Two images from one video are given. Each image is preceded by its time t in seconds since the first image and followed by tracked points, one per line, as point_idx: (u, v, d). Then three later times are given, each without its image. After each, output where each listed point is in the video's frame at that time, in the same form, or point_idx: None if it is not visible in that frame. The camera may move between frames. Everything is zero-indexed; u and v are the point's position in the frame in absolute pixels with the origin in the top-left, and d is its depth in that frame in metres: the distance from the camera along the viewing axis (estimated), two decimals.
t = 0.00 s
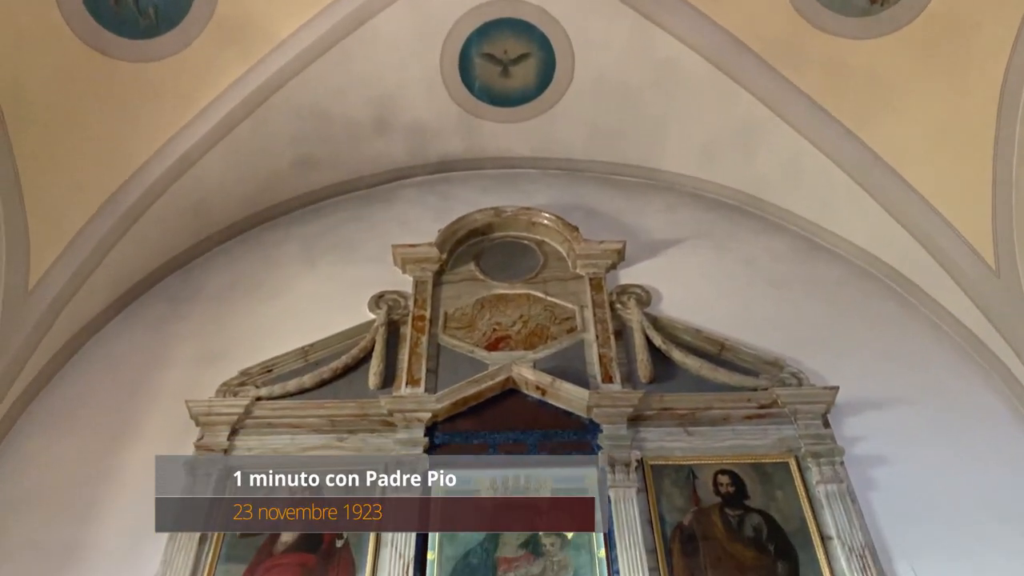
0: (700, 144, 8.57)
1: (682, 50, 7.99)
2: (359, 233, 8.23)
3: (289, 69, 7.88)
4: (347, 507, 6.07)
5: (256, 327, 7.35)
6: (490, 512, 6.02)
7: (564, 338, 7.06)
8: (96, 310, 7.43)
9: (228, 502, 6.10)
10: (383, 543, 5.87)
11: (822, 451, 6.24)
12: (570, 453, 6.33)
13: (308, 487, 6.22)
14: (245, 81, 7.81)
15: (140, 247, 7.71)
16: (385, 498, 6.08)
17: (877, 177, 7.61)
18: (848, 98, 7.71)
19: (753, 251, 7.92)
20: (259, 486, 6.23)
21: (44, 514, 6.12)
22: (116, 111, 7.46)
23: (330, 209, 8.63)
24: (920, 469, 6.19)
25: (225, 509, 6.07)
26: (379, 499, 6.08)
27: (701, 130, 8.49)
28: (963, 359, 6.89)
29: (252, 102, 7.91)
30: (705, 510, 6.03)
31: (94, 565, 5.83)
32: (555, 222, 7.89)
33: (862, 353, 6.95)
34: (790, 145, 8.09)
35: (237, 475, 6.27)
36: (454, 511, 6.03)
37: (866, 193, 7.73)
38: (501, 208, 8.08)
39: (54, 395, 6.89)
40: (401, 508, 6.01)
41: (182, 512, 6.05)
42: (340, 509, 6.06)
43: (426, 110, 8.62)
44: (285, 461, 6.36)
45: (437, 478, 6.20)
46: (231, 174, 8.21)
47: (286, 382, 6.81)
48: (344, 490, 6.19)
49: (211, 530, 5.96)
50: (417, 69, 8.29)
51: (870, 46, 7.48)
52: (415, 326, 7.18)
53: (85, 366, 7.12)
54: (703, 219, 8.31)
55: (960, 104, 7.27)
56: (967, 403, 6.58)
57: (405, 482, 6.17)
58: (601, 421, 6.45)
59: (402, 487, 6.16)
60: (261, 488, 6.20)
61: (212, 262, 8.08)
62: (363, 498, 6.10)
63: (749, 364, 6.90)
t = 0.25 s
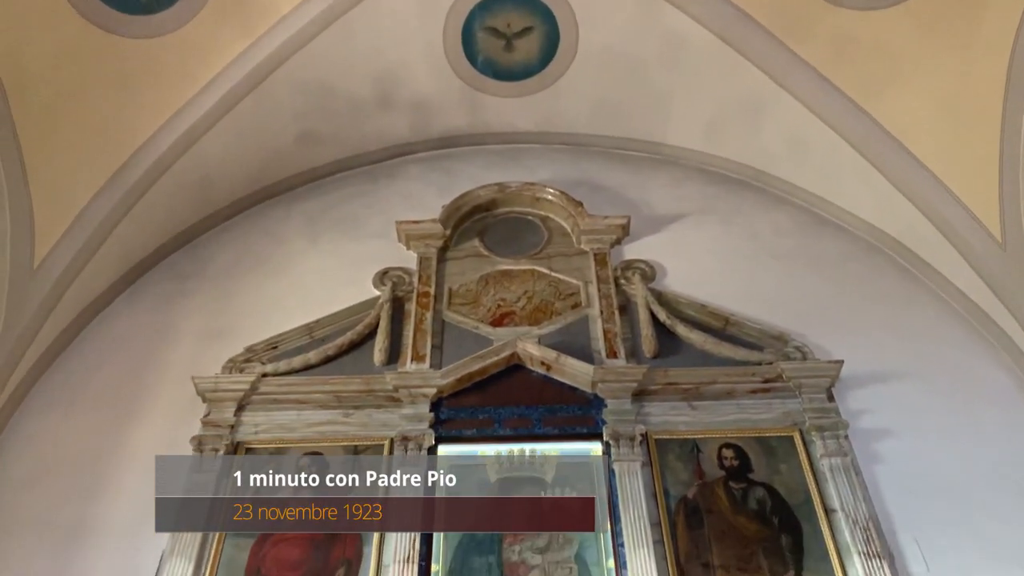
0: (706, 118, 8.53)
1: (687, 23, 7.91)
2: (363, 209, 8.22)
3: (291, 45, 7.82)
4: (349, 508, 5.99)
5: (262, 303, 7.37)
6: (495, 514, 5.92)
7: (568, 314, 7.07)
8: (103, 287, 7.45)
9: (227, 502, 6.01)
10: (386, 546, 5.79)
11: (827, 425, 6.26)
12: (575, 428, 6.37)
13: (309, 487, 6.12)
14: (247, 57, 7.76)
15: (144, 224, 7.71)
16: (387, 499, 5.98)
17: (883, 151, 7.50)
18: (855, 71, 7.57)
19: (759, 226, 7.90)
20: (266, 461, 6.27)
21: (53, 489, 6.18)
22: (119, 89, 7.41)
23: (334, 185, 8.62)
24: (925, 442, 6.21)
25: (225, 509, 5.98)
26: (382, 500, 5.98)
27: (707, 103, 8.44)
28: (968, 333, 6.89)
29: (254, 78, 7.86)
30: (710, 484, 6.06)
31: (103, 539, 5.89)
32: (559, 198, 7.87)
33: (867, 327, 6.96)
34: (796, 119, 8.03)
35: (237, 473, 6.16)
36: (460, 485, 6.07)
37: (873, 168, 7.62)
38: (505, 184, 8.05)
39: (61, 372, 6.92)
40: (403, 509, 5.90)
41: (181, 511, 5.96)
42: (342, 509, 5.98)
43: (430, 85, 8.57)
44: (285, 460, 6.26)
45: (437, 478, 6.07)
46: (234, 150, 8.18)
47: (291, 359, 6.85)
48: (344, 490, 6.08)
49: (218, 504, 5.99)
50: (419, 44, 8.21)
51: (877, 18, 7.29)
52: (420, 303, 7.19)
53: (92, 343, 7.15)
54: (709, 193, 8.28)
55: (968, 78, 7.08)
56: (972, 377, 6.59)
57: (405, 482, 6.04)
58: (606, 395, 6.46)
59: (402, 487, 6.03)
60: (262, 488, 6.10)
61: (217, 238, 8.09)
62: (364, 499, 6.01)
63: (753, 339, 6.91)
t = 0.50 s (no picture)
0: (710, 89, 8.46)
1: None
2: (366, 183, 8.21)
3: (292, 18, 7.74)
4: (349, 508, 5.90)
5: (266, 277, 7.38)
6: (497, 515, 5.82)
7: (572, 288, 7.07)
8: (107, 261, 7.46)
9: (226, 502, 5.92)
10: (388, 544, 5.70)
11: (830, 396, 6.28)
12: (578, 401, 6.39)
13: (310, 488, 6.02)
14: (248, 30, 7.67)
15: (148, 198, 7.70)
16: (389, 499, 5.89)
17: (891, 123, 7.46)
18: (861, 42, 7.46)
19: (763, 198, 7.87)
20: (272, 434, 6.33)
21: (61, 462, 6.22)
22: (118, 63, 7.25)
23: (338, 159, 8.60)
24: (928, 414, 6.23)
25: (224, 509, 5.89)
26: (384, 501, 5.89)
27: (712, 74, 8.36)
28: (974, 305, 6.88)
29: (255, 52, 7.80)
30: (713, 455, 6.09)
31: (111, 511, 5.94)
32: (563, 170, 7.85)
33: (871, 299, 6.95)
34: (801, 90, 7.96)
35: (235, 474, 6.06)
36: (464, 457, 6.15)
37: (878, 139, 7.60)
38: (509, 156, 8.02)
39: (67, 347, 6.96)
40: (404, 510, 5.81)
41: (181, 511, 5.88)
42: (341, 509, 5.89)
43: (433, 57, 8.51)
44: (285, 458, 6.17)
45: (437, 478, 5.95)
46: (236, 124, 8.15)
47: (296, 332, 6.87)
48: (344, 490, 6.00)
49: (225, 475, 6.04)
50: (421, 16, 8.12)
51: None
52: (424, 277, 7.20)
53: (97, 317, 7.18)
54: (713, 165, 8.24)
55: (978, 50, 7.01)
56: (977, 349, 6.59)
57: (405, 482, 5.94)
58: (609, 368, 6.49)
59: (402, 487, 5.94)
60: (261, 489, 6.01)
61: (220, 212, 8.09)
62: (365, 499, 5.92)
63: (757, 312, 6.91)
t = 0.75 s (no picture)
0: (713, 65, 8.38)
1: None
2: (367, 160, 8.18)
3: None
4: (348, 508, 5.79)
5: (268, 254, 7.38)
6: (498, 515, 5.73)
7: (574, 264, 7.07)
8: (109, 238, 7.45)
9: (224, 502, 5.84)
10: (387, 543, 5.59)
11: (831, 372, 6.29)
12: (580, 377, 6.39)
13: (310, 487, 5.92)
14: (247, 5, 7.55)
15: (149, 175, 7.67)
16: (389, 499, 5.78)
17: (896, 99, 7.38)
18: (869, 17, 7.32)
19: (766, 173, 7.83)
20: (274, 411, 6.35)
21: (64, 439, 6.25)
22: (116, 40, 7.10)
23: (338, 136, 8.56)
24: (929, 389, 6.23)
25: (223, 507, 5.82)
26: (383, 501, 5.78)
27: (716, 50, 8.26)
28: (976, 280, 6.88)
29: (254, 28, 7.70)
30: (714, 430, 6.11)
31: (115, 487, 5.97)
32: (564, 146, 7.80)
33: (873, 275, 6.94)
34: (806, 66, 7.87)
35: (234, 475, 5.97)
36: (467, 434, 6.28)
37: (883, 115, 7.54)
38: (510, 132, 7.97)
39: (68, 325, 6.96)
40: (403, 510, 5.70)
41: (179, 505, 5.83)
42: (340, 510, 5.79)
43: (433, 33, 8.39)
44: (285, 458, 6.06)
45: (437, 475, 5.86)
46: (235, 101, 8.09)
47: (298, 309, 6.88)
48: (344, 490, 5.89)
49: (228, 452, 6.09)
50: None
51: None
52: (425, 254, 7.19)
53: (98, 296, 7.18)
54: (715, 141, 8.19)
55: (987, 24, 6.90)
56: (979, 324, 6.59)
57: (405, 480, 5.85)
58: (610, 344, 6.50)
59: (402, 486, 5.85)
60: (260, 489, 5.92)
61: (221, 190, 8.07)
62: (365, 500, 5.82)
63: (758, 288, 6.91)
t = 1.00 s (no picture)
0: (717, 35, 8.25)
1: None
2: (367, 130, 8.13)
3: None
4: (349, 493, 5.78)
5: (268, 227, 7.36)
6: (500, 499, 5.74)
7: (574, 236, 7.05)
8: (108, 209, 7.42)
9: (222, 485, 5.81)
10: (389, 524, 5.59)
11: (831, 342, 6.31)
12: (580, 348, 6.40)
13: (312, 472, 5.89)
14: None
15: (148, 146, 7.61)
16: (390, 483, 5.78)
17: (903, 70, 7.28)
18: None
19: (768, 144, 7.78)
20: (275, 382, 6.37)
21: (67, 411, 6.27)
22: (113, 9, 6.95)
23: (337, 106, 8.50)
24: (929, 359, 6.26)
25: (222, 489, 5.79)
26: (385, 485, 5.77)
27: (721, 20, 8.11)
28: (977, 251, 6.88)
29: None
30: (714, 401, 6.13)
31: (118, 457, 6.01)
32: (565, 117, 7.75)
33: (875, 246, 6.94)
34: (812, 37, 7.75)
35: (231, 459, 5.95)
36: (468, 405, 6.32)
37: (888, 85, 7.45)
38: (510, 103, 7.91)
39: (69, 298, 6.96)
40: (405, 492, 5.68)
41: (179, 484, 5.83)
42: (341, 495, 5.78)
43: (433, 2, 8.22)
44: (285, 445, 6.02)
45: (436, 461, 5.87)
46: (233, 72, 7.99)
47: (298, 281, 6.88)
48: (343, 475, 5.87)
49: (229, 423, 6.12)
50: None
51: None
52: (425, 226, 7.17)
53: (99, 268, 7.18)
54: (718, 111, 8.13)
55: None
56: (979, 295, 6.60)
57: (405, 463, 5.83)
58: (611, 316, 6.51)
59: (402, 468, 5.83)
60: (258, 473, 5.90)
61: (219, 161, 8.02)
62: (366, 484, 5.81)
63: (759, 259, 6.90)
